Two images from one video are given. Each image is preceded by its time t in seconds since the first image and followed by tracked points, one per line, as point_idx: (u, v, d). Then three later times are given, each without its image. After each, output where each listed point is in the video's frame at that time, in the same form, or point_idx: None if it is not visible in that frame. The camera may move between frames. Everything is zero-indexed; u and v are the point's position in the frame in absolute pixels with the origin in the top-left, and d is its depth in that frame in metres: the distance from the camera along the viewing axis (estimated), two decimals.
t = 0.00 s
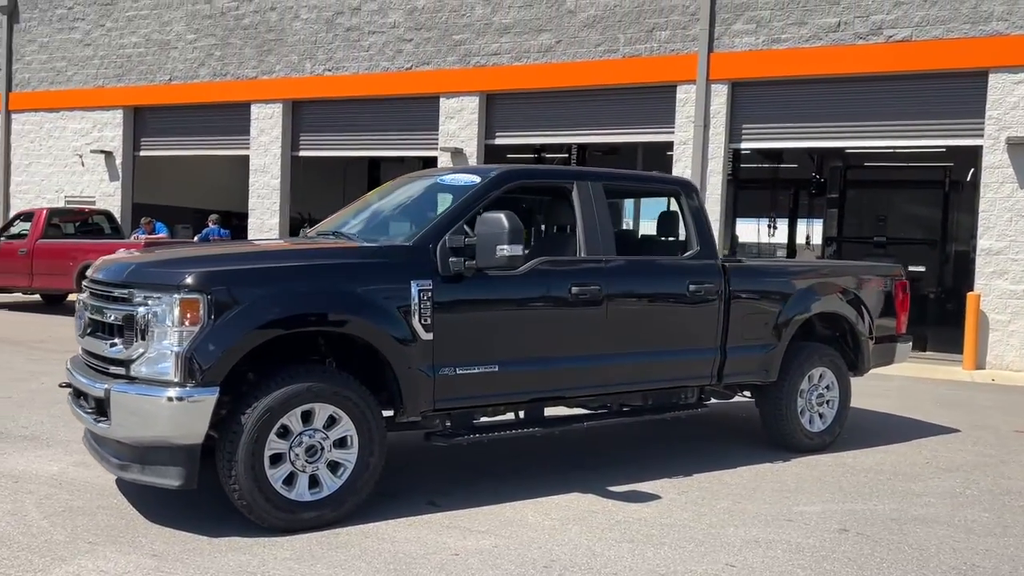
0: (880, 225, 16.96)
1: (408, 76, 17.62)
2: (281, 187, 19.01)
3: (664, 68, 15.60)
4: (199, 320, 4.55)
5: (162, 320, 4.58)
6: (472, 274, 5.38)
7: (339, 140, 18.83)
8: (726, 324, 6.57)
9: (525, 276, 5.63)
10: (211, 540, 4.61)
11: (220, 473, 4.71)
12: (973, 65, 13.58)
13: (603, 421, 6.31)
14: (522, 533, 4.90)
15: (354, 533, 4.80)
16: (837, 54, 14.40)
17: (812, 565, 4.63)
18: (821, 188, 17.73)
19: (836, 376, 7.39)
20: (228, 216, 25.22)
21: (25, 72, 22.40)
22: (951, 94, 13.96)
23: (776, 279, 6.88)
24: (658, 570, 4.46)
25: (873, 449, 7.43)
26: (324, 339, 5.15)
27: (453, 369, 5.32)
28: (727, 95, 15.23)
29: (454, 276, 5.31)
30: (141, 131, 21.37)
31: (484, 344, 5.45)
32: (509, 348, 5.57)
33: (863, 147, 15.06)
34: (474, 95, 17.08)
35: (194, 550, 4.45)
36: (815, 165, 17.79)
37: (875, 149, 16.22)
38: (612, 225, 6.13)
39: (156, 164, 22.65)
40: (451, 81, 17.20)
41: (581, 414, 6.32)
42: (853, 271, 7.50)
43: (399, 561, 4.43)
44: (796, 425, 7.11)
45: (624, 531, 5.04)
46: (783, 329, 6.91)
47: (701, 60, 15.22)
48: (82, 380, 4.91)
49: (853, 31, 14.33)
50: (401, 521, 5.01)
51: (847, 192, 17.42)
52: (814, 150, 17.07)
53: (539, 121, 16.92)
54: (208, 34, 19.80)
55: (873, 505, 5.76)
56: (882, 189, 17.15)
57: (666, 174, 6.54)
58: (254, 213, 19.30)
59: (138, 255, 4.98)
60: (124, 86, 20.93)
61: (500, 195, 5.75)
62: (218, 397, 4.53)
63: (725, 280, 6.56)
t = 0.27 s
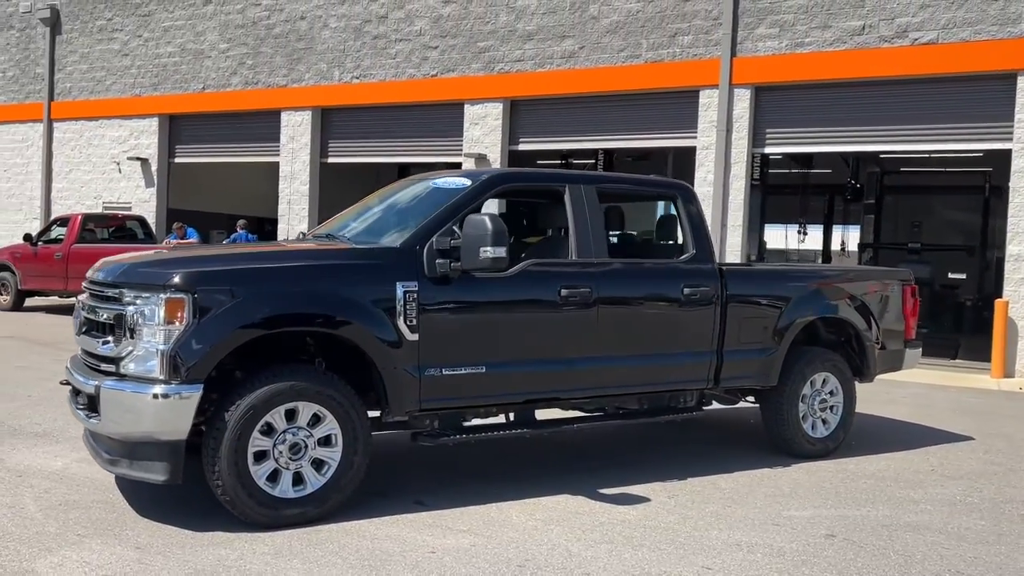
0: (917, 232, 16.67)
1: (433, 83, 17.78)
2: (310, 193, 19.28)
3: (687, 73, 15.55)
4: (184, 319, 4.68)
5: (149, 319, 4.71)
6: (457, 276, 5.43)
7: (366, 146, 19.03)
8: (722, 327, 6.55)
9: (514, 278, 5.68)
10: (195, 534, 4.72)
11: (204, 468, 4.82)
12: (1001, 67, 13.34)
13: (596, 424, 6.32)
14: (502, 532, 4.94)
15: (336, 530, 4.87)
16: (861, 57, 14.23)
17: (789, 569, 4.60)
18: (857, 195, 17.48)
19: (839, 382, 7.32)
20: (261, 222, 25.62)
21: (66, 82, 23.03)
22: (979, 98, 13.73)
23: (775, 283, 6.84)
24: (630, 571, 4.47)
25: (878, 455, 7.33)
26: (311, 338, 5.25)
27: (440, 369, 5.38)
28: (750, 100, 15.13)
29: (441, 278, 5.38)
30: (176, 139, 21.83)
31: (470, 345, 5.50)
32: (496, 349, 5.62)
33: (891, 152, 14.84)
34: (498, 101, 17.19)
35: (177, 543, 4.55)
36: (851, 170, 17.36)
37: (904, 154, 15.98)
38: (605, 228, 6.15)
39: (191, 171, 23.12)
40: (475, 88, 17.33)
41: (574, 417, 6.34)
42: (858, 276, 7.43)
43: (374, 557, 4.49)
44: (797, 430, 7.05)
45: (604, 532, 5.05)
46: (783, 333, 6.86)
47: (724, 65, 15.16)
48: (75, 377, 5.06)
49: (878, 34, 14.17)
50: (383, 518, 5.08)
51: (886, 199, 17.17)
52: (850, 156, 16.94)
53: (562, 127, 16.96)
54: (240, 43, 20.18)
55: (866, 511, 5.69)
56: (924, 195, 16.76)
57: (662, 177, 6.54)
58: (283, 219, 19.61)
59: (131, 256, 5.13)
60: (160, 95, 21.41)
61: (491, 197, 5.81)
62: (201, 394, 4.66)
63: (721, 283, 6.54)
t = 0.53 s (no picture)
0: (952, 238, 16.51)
1: (456, 91, 17.92)
2: (336, 200, 19.53)
3: (708, 80, 15.48)
4: (169, 326, 4.81)
5: (135, 326, 4.85)
6: (443, 284, 5.49)
7: (391, 154, 19.22)
8: (716, 336, 6.54)
9: (501, 286, 5.73)
10: (179, 536, 4.83)
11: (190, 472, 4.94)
12: None
13: (587, 432, 6.34)
14: (481, 539, 4.99)
15: (318, 534, 4.96)
16: (884, 62, 14.05)
17: None
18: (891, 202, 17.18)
19: (841, 392, 7.24)
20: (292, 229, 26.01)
21: (103, 93, 23.63)
22: (1006, 102, 13.48)
23: (771, 292, 6.81)
24: None
25: (881, 467, 7.24)
26: (298, 345, 5.35)
27: (424, 377, 5.45)
28: (772, 106, 15.02)
29: (425, 287, 5.45)
30: (208, 148, 22.27)
31: (455, 352, 5.56)
32: (483, 357, 5.67)
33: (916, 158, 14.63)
34: (520, 109, 17.27)
35: (160, 545, 4.67)
36: (886, 176, 17.46)
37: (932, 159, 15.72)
38: (595, 237, 6.18)
39: (223, 179, 23.56)
40: (497, 95, 17.43)
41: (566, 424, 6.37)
42: (860, 284, 7.36)
43: (349, 561, 4.56)
44: (795, 440, 6.99)
45: (584, 540, 5.08)
46: (780, 342, 6.82)
47: (745, 71, 15.07)
48: (68, 382, 5.22)
49: (901, 39, 13.98)
50: (365, 523, 5.15)
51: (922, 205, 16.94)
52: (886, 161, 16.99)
53: (584, 134, 17.00)
54: (269, 53, 20.53)
55: (856, 522, 5.64)
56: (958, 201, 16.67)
57: (656, 187, 6.54)
58: (310, 226, 19.89)
59: (124, 265, 5.28)
60: (192, 104, 21.86)
61: (480, 207, 5.84)
62: (185, 399, 4.78)
63: (714, 292, 6.53)
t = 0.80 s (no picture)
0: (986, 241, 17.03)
1: (479, 95, 17.98)
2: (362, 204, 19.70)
3: (731, 81, 15.36)
4: (155, 323, 4.89)
5: (123, 322, 4.94)
6: (431, 284, 5.52)
7: (415, 158, 19.32)
8: (713, 338, 6.48)
9: (491, 285, 5.74)
10: (165, 530, 4.91)
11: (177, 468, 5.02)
12: None
13: (581, 432, 6.32)
14: (462, 538, 4.99)
15: (301, 531, 5.00)
16: (909, 62, 13.81)
17: None
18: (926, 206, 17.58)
19: (845, 394, 7.12)
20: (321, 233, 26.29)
21: (139, 99, 24.13)
22: None
23: (771, 293, 6.72)
24: None
25: (887, 471, 7.10)
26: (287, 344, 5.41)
27: (411, 375, 5.47)
28: (795, 107, 14.85)
29: (414, 286, 5.48)
30: (238, 153, 22.61)
31: (443, 351, 5.58)
32: (471, 356, 5.68)
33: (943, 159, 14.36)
34: (542, 113, 17.28)
35: (144, 538, 4.75)
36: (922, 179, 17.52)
37: (962, 160, 15.40)
38: (588, 237, 6.16)
39: (253, 184, 23.91)
40: (520, 99, 17.46)
41: (560, 425, 6.36)
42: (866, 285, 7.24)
43: (326, 557, 4.59)
44: (797, 443, 6.89)
45: (567, 540, 5.05)
46: (781, 343, 6.72)
47: (768, 72, 14.93)
48: (63, 377, 5.33)
49: (927, 38, 13.73)
50: (350, 520, 5.18)
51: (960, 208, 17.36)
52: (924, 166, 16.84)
53: (606, 137, 16.96)
54: (298, 59, 20.80)
55: (849, 527, 5.54)
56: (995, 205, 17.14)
57: (653, 187, 6.51)
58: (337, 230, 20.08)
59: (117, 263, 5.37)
60: (224, 110, 22.23)
61: (470, 207, 5.88)
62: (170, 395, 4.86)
63: (711, 293, 6.48)
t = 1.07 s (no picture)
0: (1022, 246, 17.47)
1: (500, 101, 18.02)
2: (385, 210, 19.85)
3: (751, 85, 15.22)
4: (140, 329, 4.97)
5: (111, 328, 5.03)
6: (416, 289, 5.56)
7: (438, 164, 19.40)
8: (708, 344, 6.43)
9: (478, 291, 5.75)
10: (150, 532, 4.99)
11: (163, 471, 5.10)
12: None
13: (573, 439, 6.30)
14: (442, 544, 5.00)
15: (283, 535, 5.05)
16: (933, 64, 13.57)
17: None
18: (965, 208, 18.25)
19: (847, 402, 7.01)
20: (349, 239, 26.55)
21: (171, 108, 24.58)
22: None
23: (769, 299, 6.65)
24: None
25: (890, 480, 6.98)
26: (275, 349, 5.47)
27: (397, 381, 5.50)
28: (816, 110, 14.66)
29: (399, 292, 5.52)
30: (266, 160, 22.91)
31: (429, 357, 5.60)
32: (458, 362, 5.70)
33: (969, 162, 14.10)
34: (563, 118, 17.28)
35: (128, 540, 4.83)
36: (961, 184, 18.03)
37: (990, 163, 15.10)
38: (579, 243, 6.15)
39: (281, 190, 24.22)
40: (541, 104, 17.47)
41: (552, 431, 6.35)
42: (869, 291, 7.13)
43: (303, 561, 4.63)
44: (796, 451, 6.80)
45: (547, 547, 5.04)
46: (779, 350, 6.64)
47: (788, 75, 14.76)
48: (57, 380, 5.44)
49: (951, 39, 13.48)
50: (332, 524, 5.22)
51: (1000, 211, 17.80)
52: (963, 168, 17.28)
53: (627, 142, 16.91)
54: (324, 67, 21.02)
55: (839, 537, 5.45)
56: None
57: (647, 193, 6.47)
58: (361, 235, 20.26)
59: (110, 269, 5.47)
60: (252, 118, 22.53)
61: (458, 213, 5.90)
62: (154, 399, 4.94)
63: (706, 299, 6.43)
